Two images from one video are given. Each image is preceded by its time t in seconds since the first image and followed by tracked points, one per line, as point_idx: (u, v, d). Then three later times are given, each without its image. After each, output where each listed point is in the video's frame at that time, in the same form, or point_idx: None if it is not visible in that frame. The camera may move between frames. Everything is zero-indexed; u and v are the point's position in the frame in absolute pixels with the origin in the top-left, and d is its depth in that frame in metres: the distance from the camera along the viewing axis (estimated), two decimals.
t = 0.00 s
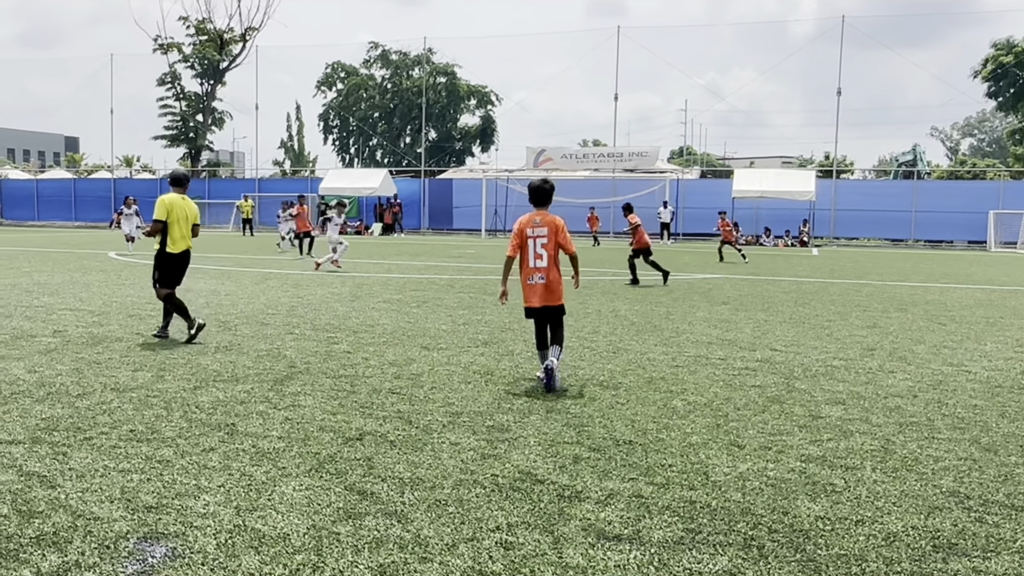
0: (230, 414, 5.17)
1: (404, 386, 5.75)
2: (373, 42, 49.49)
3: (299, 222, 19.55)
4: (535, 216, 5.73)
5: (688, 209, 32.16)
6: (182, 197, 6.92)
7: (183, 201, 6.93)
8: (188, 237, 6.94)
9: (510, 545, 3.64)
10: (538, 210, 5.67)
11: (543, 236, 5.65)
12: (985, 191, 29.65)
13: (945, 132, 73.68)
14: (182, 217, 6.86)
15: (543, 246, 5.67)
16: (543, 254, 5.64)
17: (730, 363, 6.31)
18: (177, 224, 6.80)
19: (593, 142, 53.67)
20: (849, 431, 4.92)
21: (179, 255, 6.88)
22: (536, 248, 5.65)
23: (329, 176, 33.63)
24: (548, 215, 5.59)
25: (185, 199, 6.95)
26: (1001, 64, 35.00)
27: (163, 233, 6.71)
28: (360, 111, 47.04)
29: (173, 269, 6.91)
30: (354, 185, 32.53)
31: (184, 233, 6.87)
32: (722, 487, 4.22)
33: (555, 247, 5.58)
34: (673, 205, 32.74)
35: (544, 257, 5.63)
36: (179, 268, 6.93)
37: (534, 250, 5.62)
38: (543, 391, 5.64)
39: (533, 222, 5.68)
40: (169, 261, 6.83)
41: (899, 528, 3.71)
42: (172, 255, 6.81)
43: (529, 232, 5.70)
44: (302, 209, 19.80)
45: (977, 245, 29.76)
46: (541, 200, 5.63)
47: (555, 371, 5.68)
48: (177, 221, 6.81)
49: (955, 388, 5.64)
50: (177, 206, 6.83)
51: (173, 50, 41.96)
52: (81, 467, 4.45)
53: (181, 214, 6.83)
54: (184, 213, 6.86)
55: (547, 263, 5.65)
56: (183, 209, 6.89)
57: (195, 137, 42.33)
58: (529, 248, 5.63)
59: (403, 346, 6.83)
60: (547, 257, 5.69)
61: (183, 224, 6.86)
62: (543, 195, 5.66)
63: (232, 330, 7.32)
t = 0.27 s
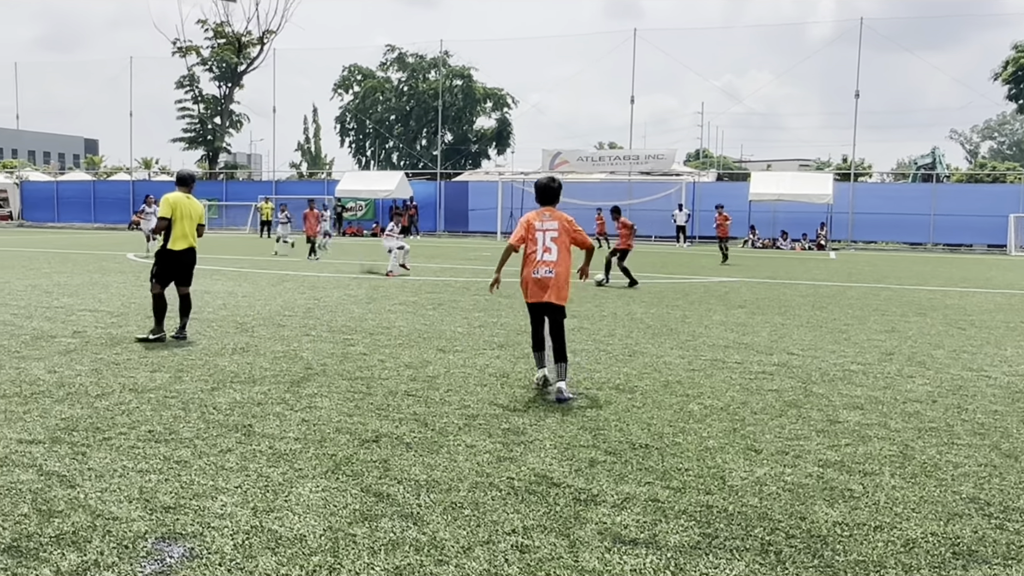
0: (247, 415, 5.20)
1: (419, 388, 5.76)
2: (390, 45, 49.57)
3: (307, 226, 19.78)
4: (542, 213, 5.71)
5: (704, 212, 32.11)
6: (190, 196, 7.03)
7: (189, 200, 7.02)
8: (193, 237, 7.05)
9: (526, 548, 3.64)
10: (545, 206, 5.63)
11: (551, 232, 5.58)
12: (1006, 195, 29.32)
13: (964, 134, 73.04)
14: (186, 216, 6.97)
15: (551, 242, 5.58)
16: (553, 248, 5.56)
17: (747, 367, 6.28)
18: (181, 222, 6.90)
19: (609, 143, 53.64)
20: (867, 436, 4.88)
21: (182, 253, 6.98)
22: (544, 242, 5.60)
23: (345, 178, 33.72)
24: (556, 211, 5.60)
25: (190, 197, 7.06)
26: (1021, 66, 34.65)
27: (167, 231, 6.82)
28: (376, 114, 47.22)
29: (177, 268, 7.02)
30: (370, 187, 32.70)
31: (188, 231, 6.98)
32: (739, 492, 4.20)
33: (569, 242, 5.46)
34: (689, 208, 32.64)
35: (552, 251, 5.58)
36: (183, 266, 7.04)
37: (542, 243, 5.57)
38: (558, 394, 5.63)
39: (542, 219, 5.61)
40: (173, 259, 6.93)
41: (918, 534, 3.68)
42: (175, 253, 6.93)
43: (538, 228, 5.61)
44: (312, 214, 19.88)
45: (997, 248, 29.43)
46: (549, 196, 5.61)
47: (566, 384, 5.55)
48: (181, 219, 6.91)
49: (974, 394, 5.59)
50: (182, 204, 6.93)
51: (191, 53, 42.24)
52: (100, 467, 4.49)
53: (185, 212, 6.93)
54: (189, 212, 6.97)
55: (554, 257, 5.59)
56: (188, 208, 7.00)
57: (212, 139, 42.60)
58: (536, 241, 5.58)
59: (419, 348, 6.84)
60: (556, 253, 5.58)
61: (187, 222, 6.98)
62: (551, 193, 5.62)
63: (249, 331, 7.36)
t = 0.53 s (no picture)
0: (272, 417, 5.23)
1: (443, 391, 5.77)
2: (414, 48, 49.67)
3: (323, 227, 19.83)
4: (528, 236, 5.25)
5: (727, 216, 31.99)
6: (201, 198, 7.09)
7: (198, 202, 7.08)
8: (201, 239, 7.11)
9: (550, 553, 3.63)
10: (537, 227, 5.18)
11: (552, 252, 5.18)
12: None
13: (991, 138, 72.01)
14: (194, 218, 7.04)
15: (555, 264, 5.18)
16: (556, 272, 5.15)
17: (771, 373, 6.24)
18: (188, 224, 6.99)
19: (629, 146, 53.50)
20: (895, 443, 4.84)
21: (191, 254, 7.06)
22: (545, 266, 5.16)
23: (368, 182, 33.84)
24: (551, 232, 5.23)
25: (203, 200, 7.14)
26: None
27: (172, 232, 6.94)
28: (400, 117, 47.48)
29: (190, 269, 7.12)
30: (394, 191, 32.77)
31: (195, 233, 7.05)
32: (765, 498, 4.18)
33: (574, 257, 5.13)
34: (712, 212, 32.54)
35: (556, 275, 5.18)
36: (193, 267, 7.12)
37: (544, 269, 5.13)
38: (581, 398, 5.63)
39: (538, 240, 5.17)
40: (180, 260, 7.04)
41: (946, 544, 3.64)
42: (181, 255, 7.02)
43: (537, 251, 5.16)
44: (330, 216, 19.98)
45: None
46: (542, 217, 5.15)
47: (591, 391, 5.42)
48: (187, 221, 7.00)
49: (1003, 401, 5.52)
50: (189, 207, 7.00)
51: (217, 57, 42.61)
52: (129, 467, 4.54)
53: (191, 213, 7.00)
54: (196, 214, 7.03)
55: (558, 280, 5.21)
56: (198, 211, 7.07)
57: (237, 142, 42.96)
58: (538, 268, 5.13)
59: (443, 351, 6.86)
60: (559, 275, 5.18)
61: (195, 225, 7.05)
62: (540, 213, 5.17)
63: (274, 333, 7.41)
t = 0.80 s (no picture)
0: (304, 418, 5.27)
1: (473, 394, 5.79)
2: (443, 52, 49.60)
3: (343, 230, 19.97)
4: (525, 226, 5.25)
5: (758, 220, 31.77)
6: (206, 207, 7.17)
7: (201, 211, 7.16)
8: (206, 247, 7.18)
9: (581, 558, 3.63)
10: (535, 218, 5.20)
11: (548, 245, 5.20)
12: None
13: None
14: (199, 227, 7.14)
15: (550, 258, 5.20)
16: (553, 265, 5.17)
17: (803, 379, 6.19)
18: (191, 235, 7.12)
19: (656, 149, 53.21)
20: (930, 451, 4.77)
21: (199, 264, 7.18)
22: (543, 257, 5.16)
23: (397, 185, 33.78)
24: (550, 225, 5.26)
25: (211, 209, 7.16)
26: None
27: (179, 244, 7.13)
28: (429, 121, 47.62)
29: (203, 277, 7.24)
30: (423, 194, 32.61)
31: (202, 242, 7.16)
32: (798, 506, 4.14)
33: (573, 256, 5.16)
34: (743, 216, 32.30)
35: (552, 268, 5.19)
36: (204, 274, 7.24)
37: (541, 259, 5.14)
38: (611, 403, 5.61)
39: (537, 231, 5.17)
40: (189, 270, 7.20)
41: (985, 555, 3.58)
42: (187, 265, 7.17)
43: (537, 241, 5.15)
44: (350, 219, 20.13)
45: None
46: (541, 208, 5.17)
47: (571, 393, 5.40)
48: (191, 232, 7.12)
49: None
50: (192, 218, 7.13)
51: (250, 61, 43.11)
52: (164, 467, 4.60)
53: (193, 223, 7.12)
54: (200, 223, 7.13)
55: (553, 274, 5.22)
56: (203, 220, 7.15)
57: (270, 145, 43.40)
58: (535, 258, 5.13)
59: (472, 354, 6.88)
60: (555, 269, 5.19)
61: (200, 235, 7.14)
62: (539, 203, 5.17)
63: (304, 335, 7.47)
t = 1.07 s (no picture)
0: (340, 419, 5.32)
1: (507, 397, 5.79)
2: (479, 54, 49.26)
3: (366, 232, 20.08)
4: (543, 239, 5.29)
5: (796, 224, 31.43)
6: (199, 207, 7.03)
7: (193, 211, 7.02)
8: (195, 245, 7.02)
9: (616, 563, 3.62)
10: (553, 232, 5.22)
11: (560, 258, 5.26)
12: None
13: None
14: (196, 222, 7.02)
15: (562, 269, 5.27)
16: (571, 276, 5.18)
17: (841, 385, 6.11)
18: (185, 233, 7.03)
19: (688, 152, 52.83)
20: (973, 460, 4.69)
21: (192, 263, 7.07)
22: (561, 269, 5.18)
23: (433, 188, 34.06)
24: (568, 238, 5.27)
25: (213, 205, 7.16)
26: None
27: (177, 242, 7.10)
28: (464, 124, 47.73)
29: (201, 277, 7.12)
30: (457, 197, 32.82)
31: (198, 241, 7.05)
32: (836, 514, 4.09)
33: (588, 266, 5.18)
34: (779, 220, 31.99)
35: (570, 280, 5.19)
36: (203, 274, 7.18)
37: (560, 271, 5.16)
38: (646, 407, 5.58)
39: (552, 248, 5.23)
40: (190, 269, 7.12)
41: None
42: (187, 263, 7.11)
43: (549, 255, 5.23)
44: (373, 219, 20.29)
45: None
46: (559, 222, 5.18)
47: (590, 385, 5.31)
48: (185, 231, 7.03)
49: None
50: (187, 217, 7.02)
51: (287, 66, 43.63)
52: (203, 465, 4.66)
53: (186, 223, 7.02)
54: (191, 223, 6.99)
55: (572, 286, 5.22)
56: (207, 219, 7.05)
57: (306, 148, 43.83)
58: (553, 270, 5.15)
59: (507, 357, 6.89)
60: (573, 280, 5.19)
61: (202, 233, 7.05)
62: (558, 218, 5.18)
63: (340, 336, 7.54)
